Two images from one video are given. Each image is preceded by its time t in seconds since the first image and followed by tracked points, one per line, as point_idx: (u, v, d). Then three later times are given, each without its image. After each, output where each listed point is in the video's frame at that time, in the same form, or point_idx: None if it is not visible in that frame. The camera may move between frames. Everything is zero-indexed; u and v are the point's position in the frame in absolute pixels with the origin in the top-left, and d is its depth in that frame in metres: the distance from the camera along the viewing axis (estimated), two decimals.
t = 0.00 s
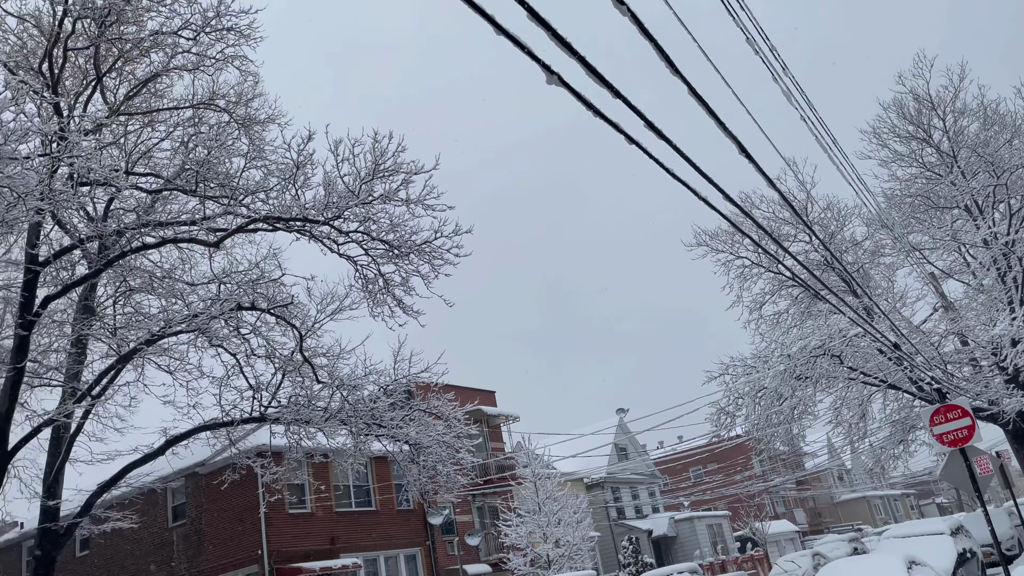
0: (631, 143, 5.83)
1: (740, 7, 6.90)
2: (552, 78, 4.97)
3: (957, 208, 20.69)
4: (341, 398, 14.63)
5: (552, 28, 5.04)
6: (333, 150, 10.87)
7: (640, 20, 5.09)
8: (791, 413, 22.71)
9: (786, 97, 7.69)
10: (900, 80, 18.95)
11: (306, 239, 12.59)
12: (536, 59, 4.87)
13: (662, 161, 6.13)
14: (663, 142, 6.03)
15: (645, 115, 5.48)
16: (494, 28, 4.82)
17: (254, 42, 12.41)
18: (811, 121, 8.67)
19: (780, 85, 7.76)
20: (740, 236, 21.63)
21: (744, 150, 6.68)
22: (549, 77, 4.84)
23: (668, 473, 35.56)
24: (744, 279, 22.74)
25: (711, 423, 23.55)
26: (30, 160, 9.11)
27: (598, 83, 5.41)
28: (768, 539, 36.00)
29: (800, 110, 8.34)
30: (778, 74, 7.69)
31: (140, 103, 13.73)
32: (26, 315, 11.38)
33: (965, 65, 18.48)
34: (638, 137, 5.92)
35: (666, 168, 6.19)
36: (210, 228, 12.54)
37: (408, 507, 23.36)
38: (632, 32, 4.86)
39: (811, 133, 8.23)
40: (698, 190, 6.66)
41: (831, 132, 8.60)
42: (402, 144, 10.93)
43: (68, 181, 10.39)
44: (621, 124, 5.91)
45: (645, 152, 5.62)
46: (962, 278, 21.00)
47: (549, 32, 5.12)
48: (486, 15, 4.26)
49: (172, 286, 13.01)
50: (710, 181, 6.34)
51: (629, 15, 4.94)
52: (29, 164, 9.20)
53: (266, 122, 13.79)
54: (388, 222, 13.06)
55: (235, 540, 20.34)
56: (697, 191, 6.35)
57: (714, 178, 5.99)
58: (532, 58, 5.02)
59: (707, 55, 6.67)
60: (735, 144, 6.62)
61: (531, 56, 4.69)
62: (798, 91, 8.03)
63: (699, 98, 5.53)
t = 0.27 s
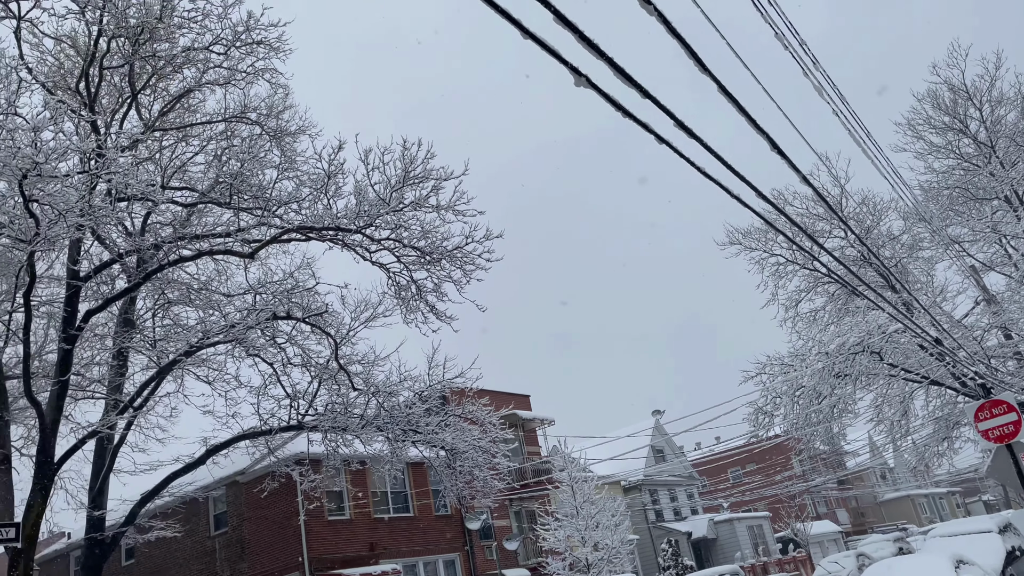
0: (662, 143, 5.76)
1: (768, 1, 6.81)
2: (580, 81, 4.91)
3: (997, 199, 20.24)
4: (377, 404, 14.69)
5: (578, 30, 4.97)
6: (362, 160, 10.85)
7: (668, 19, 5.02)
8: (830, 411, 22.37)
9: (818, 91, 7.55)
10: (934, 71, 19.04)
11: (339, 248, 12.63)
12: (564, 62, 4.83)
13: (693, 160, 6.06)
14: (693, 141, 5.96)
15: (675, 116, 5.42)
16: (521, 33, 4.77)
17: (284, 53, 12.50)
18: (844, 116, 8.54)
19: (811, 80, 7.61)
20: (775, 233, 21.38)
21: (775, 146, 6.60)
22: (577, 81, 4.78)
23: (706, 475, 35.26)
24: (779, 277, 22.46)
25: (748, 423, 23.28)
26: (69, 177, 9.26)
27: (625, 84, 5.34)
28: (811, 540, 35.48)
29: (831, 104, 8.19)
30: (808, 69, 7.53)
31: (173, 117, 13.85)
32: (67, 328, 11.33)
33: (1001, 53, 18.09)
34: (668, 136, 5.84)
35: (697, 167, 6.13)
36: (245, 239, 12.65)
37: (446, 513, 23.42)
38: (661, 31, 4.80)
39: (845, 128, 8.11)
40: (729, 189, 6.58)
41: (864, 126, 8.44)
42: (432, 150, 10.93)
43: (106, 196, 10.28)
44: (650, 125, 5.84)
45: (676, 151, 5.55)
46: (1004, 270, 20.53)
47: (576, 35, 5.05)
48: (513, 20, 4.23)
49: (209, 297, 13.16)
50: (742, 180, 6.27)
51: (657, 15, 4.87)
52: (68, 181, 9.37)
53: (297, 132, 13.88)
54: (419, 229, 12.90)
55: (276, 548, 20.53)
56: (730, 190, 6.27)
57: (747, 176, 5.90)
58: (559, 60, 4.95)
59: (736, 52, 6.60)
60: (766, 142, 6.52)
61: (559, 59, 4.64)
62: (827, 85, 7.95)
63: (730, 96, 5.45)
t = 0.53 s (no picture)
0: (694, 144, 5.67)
1: None
2: (610, 84, 4.79)
3: None
4: (411, 412, 14.68)
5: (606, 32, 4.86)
6: (391, 168, 10.86)
7: (697, 18, 4.94)
8: (870, 410, 22.00)
9: (851, 87, 7.36)
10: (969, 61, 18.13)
11: (372, 256, 12.65)
12: (593, 66, 4.76)
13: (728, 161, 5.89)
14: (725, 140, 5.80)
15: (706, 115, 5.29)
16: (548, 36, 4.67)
17: (313, 65, 12.63)
18: (879, 112, 8.32)
19: (843, 75, 7.46)
20: (808, 230, 21.14)
21: (810, 145, 6.41)
22: (606, 85, 4.71)
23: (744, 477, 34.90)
24: (813, 274, 22.18)
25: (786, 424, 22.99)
26: (109, 194, 9.45)
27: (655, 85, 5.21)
28: (853, 542, 34.93)
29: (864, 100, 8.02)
30: (840, 64, 7.38)
31: (206, 132, 14.00)
32: (109, 341, 11.45)
33: None
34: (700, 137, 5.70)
35: (729, 167, 6.00)
36: (279, 250, 12.74)
37: (482, 518, 23.44)
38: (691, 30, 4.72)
39: (881, 125, 7.90)
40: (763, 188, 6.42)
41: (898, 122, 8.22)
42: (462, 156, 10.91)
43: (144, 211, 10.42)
44: (681, 126, 5.72)
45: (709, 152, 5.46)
46: None
47: (603, 38, 4.95)
48: (539, 24, 4.14)
49: (245, 308, 13.30)
50: (776, 178, 6.10)
51: (686, 14, 4.75)
52: (108, 197, 9.57)
53: (327, 143, 13.97)
54: (449, 235, 12.74)
55: (315, 555, 20.70)
56: (763, 190, 6.13)
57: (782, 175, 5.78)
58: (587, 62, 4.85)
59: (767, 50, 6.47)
60: (800, 140, 6.37)
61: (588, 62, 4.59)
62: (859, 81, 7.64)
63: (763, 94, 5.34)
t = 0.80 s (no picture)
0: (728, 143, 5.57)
1: None
2: (640, 85, 4.73)
3: None
4: (448, 417, 14.52)
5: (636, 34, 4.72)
6: (421, 175, 10.83)
7: (730, 16, 4.86)
8: (913, 409, 21.61)
9: (887, 81, 7.17)
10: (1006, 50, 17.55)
11: (404, 264, 12.58)
12: (624, 67, 4.71)
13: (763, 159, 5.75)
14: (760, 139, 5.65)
15: (742, 114, 5.16)
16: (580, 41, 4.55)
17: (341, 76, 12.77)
18: (915, 106, 8.08)
19: (877, 69, 7.29)
20: (844, 227, 20.86)
21: (847, 141, 6.25)
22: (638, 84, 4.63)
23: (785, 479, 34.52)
24: (850, 272, 21.87)
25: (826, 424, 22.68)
26: (149, 208, 9.65)
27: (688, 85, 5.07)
28: (899, 544, 34.34)
29: (901, 93, 7.80)
30: (874, 57, 7.21)
31: (239, 146, 14.12)
32: (151, 354, 11.61)
33: None
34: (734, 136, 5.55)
35: (763, 165, 5.88)
36: (314, 261, 12.84)
37: (520, 524, 23.44)
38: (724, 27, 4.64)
39: (919, 119, 7.68)
40: (799, 186, 6.27)
41: (937, 114, 8.02)
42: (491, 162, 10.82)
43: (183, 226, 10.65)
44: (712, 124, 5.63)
45: (743, 150, 5.37)
46: None
47: (632, 37, 4.89)
48: (568, 26, 4.08)
49: (282, 318, 13.45)
50: (813, 176, 5.95)
51: (719, 12, 4.64)
52: (149, 212, 9.78)
53: (359, 153, 14.02)
54: (480, 241, 12.53)
55: (354, 562, 20.83)
56: (799, 187, 6.00)
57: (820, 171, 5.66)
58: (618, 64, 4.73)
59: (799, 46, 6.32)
60: (836, 135, 6.22)
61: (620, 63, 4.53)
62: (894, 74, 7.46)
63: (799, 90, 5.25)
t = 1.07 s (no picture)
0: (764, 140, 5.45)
1: None
2: (677, 84, 4.65)
3: None
4: (485, 421, 13.49)
5: (673, 33, 4.49)
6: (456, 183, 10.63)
7: (766, 11, 4.76)
8: (959, 406, 21.18)
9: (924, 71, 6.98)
10: None
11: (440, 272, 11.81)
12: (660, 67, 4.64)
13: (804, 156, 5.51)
14: (800, 135, 5.41)
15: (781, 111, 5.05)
16: (614, 42, 4.43)
17: (372, 85, 12.70)
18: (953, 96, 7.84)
19: (917, 60, 7.11)
20: (882, 223, 20.53)
21: (888, 134, 6.04)
22: (675, 85, 4.56)
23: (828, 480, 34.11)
24: (890, 268, 21.52)
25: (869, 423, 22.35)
26: (189, 222, 9.41)
27: (726, 83, 4.84)
28: (947, 545, 33.71)
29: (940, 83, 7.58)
30: (913, 47, 7.03)
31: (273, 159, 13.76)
32: (194, 365, 11.42)
33: None
34: (773, 133, 5.32)
35: (802, 161, 5.72)
36: (351, 270, 12.44)
37: (560, 528, 23.40)
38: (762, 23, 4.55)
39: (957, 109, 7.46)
40: (839, 180, 6.09)
41: (980, 105, 7.73)
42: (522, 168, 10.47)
43: (221, 238, 10.33)
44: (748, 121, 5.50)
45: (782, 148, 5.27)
46: None
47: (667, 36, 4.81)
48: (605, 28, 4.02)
49: (320, 326, 13.21)
50: (854, 170, 5.78)
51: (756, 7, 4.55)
52: (189, 226, 9.52)
53: (392, 162, 13.68)
54: (514, 247, 11.71)
55: (396, 568, 20.91)
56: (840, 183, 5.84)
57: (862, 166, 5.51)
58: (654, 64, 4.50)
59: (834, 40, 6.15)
60: (875, 127, 6.05)
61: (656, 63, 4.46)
62: (933, 67, 7.28)
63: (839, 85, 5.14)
